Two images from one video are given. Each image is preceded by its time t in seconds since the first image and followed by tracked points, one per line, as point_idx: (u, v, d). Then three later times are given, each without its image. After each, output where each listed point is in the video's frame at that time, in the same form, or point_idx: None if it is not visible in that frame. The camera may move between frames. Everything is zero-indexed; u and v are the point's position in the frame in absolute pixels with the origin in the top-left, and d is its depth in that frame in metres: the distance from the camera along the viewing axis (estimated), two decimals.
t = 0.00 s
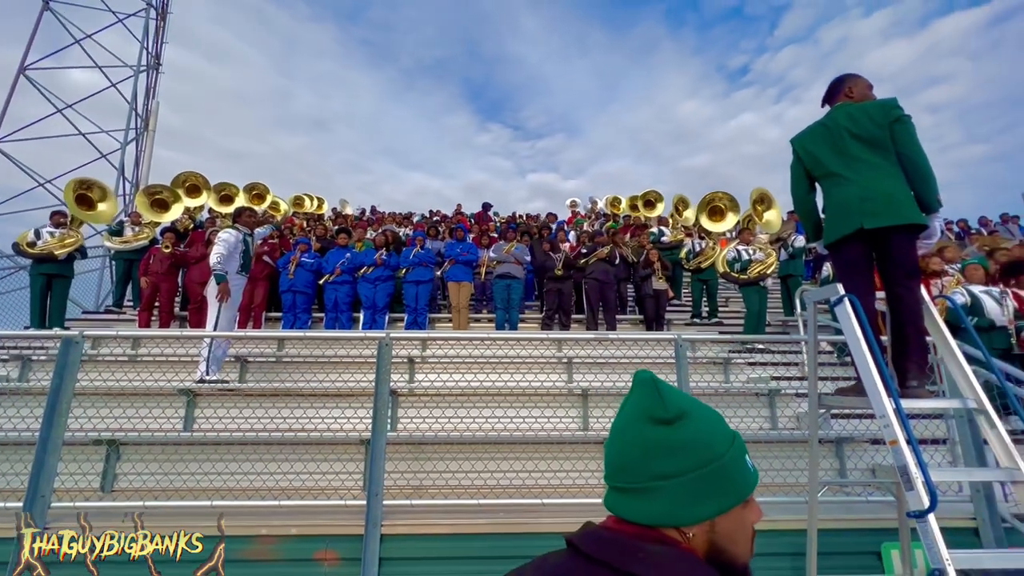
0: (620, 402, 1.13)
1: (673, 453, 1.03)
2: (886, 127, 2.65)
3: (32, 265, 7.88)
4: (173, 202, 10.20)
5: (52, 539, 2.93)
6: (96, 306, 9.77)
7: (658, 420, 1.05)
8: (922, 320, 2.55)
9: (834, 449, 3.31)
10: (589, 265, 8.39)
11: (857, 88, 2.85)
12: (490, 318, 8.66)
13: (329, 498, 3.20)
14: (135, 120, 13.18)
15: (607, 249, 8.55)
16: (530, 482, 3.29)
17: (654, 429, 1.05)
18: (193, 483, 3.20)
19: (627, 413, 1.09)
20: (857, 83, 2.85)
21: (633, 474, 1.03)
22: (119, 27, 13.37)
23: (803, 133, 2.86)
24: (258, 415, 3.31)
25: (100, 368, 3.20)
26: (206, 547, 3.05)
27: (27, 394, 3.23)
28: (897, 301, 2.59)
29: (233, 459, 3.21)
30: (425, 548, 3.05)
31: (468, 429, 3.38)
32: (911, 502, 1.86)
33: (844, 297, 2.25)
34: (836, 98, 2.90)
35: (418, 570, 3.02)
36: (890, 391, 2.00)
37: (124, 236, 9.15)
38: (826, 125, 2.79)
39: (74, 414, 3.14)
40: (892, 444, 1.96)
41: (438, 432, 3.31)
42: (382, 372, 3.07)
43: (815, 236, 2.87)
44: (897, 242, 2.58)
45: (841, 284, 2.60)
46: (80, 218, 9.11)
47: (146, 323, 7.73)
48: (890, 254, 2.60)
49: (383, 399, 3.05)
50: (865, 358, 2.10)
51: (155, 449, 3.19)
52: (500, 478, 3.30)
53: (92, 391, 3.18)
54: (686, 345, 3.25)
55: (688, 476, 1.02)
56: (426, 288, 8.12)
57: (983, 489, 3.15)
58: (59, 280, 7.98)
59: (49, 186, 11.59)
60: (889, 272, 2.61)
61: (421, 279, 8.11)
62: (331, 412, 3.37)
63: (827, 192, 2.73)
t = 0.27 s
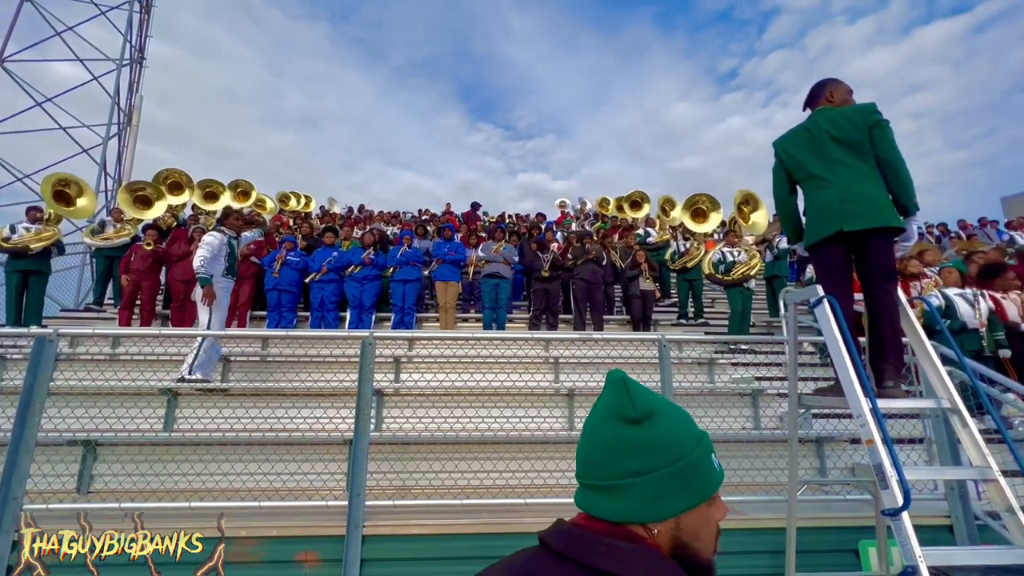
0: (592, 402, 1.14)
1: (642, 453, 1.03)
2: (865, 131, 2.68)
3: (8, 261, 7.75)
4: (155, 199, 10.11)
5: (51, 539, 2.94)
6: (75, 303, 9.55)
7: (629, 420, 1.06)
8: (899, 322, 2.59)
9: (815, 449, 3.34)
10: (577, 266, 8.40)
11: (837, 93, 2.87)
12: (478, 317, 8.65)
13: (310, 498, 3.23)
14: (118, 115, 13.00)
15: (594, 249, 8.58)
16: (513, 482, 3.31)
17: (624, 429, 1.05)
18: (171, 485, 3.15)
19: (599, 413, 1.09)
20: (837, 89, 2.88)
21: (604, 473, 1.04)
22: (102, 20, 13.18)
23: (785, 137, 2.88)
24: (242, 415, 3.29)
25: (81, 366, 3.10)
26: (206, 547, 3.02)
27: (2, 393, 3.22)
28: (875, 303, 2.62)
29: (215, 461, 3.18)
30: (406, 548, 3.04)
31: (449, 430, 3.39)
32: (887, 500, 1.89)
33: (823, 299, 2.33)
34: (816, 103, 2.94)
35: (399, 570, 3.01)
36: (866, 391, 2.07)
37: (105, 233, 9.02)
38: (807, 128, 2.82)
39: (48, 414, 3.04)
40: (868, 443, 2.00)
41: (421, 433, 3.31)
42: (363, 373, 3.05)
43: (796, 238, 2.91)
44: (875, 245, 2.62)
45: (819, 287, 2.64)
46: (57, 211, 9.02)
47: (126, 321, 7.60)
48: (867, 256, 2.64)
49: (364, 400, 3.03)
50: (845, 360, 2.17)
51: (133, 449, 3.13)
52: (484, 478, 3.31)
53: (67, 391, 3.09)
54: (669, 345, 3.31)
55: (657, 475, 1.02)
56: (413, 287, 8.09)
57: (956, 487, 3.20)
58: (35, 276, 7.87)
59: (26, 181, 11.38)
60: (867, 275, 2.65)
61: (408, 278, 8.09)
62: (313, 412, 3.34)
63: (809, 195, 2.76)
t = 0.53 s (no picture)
0: (555, 402, 1.11)
1: (617, 451, 1.04)
2: (846, 135, 2.72)
3: None
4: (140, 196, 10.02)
5: (52, 538, 2.96)
6: (57, 301, 9.41)
7: (603, 420, 1.06)
8: (878, 323, 2.63)
9: (797, 448, 3.39)
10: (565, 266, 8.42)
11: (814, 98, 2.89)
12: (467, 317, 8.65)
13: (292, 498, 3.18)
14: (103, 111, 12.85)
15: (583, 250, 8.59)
16: (497, 481, 3.32)
17: (597, 428, 1.05)
18: (150, 485, 3.12)
19: (570, 414, 1.07)
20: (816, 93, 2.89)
21: (581, 475, 1.02)
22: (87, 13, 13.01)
23: (770, 138, 2.90)
24: (225, 414, 3.26)
25: (57, 366, 3.01)
26: (205, 547, 3.04)
27: None
28: (854, 304, 2.66)
29: (201, 461, 3.17)
30: (388, 549, 3.03)
31: (434, 429, 3.38)
32: (864, 498, 1.97)
33: (805, 300, 2.42)
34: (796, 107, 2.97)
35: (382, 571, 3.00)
36: (844, 391, 2.15)
37: (88, 230, 8.92)
38: (791, 130, 2.84)
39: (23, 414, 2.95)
40: (847, 442, 2.08)
41: (404, 432, 3.31)
42: (347, 373, 3.02)
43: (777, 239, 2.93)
44: (854, 248, 2.66)
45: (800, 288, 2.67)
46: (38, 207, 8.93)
47: (110, 319, 7.52)
48: (848, 258, 2.68)
49: (347, 399, 3.01)
50: (825, 362, 2.25)
51: (112, 450, 3.08)
52: (469, 478, 3.30)
53: (43, 390, 2.99)
54: (655, 345, 3.30)
55: (631, 471, 1.04)
56: (401, 286, 8.08)
57: (934, 486, 3.24)
58: (16, 273, 7.76)
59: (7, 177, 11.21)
60: (847, 276, 2.69)
61: (396, 278, 8.07)
62: (297, 411, 3.33)
63: (791, 196, 2.78)
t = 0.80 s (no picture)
0: (530, 403, 1.10)
1: (595, 451, 1.07)
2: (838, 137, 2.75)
3: None
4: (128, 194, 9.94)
5: (52, 538, 2.87)
6: (42, 300, 9.31)
7: (583, 420, 1.08)
8: (861, 323, 2.68)
9: (785, 448, 3.42)
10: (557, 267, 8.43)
11: (792, 102, 2.96)
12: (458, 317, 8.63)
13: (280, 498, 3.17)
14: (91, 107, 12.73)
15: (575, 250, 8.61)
16: (486, 481, 3.32)
17: (577, 428, 1.06)
18: (137, 486, 3.06)
19: (552, 414, 1.07)
20: (794, 97, 2.95)
21: (564, 474, 1.02)
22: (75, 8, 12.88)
23: (764, 133, 2.90)
24: (218, 414, 3.25)
25: (42, 364, 3.00)
26: (206, 545, 2.96)
27: None
28: (837, 304, 2.71)
29: (190, 462, 3.13)
30: (376, 549, 2.99)
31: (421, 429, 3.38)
32: (848, 497, 2.00)
33: (790, 301, 2.44)
34: (773, 111, 3.04)
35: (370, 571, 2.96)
36: (829, 391, 2.17)
37: (74, 228, 8.84)
38: (787, 126, 2.84)
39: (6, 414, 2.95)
40: (831, 441, 2.11)
41: (393, 432, 3.30)
42: (336, 373, 3.00)
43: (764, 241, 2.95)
44: (838, 251, 2.70)
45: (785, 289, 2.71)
46: (22, 204, 8.85)
47: (96, 318, 7.44)
48: (831, 260, 2.72)
49: (336, 399, 2.99)
50: (810, 363, 2.27)
51: (104, 450, 3.03)
52: (460, 477, 3.29)
53: (28, 390, 3.00)
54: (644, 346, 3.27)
55: (604, 471, 1.07)
56: (392, 286, 8.08)
57: (918, 484, 3.27)
58: None
59: None
60: (830, 278, 2.74)
61: (386, 278, 8.06)
62: (284, 411, 3.33)
63: (782, 198, 2.80)
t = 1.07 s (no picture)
0: (519, 400, 1.11)
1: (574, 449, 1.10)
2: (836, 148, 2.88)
3: None
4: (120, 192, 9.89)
5: (52, 538, 2.87)
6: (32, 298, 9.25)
7: (570, 421, 1.12)
8: (851, 323, 2.73)
9: (776, 447, 3.44)
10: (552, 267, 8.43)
11: (783, 106, 3.00)
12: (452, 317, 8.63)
13: (270, 499, 3.16)
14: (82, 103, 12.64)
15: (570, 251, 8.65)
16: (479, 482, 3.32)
17: (563, 426, 1.10)
18: (124, 487, 3.06)
19: (545, 412, 1.09)
20: (785, 102, 3.00)
21: (555, 470, 1.05)
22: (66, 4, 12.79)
23: (772, 126, 2.87)
24: (214, 415, 3.25)
25: (30, 364, 3.02)
26: (206, 545, 2.95)
27: None
28: (829, 305, 2.76)
29: (179, 462, 3.12)
30: (366, 549, 3.00)
31: (414, 429, 3.37)
32: (838, 496, 2.02)
33: (782, 301, 2.46)
34: (761, 113, 3.06)
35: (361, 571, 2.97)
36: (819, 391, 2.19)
37: (65, 226, 8.78)
38: (794, 126, 2.87)
39: None
40: (821, 441, 2.13)
41: (386, 432, 3.28)
42: (328, 372, 2.99)
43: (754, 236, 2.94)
44: (834, 255, 2.77)
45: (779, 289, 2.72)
46: (11, 202, 8.78)
47: (85, 318, 7.41)
48: (825, 260, 2.78)
49: (327, 397, 2.97)
50: (800, 363, 2.29)
51: (102, 450, 3.02)
52: (452, 477, 3.30)
53: (16, 390, 2.98)
54: (636, 345, 3.25)
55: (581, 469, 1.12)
56: (385, 286, 8.07)
57: (906, 483, 3.26)
58: None
59: None
60: (823, 279, 2.78)
61: (380, 277, 8.05)
62: (276, 412, 3.31)
63: (786, 195, 2.79)
